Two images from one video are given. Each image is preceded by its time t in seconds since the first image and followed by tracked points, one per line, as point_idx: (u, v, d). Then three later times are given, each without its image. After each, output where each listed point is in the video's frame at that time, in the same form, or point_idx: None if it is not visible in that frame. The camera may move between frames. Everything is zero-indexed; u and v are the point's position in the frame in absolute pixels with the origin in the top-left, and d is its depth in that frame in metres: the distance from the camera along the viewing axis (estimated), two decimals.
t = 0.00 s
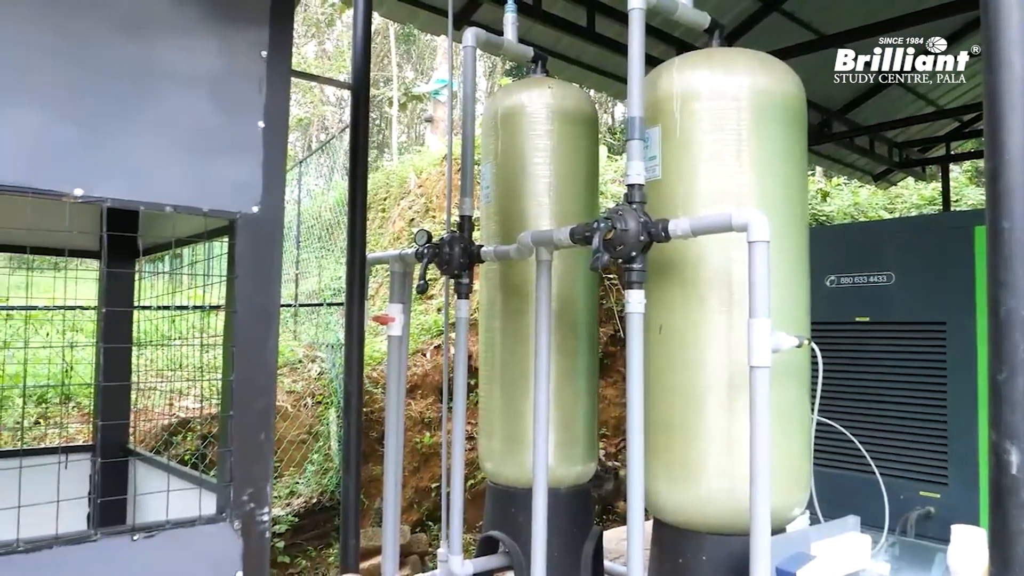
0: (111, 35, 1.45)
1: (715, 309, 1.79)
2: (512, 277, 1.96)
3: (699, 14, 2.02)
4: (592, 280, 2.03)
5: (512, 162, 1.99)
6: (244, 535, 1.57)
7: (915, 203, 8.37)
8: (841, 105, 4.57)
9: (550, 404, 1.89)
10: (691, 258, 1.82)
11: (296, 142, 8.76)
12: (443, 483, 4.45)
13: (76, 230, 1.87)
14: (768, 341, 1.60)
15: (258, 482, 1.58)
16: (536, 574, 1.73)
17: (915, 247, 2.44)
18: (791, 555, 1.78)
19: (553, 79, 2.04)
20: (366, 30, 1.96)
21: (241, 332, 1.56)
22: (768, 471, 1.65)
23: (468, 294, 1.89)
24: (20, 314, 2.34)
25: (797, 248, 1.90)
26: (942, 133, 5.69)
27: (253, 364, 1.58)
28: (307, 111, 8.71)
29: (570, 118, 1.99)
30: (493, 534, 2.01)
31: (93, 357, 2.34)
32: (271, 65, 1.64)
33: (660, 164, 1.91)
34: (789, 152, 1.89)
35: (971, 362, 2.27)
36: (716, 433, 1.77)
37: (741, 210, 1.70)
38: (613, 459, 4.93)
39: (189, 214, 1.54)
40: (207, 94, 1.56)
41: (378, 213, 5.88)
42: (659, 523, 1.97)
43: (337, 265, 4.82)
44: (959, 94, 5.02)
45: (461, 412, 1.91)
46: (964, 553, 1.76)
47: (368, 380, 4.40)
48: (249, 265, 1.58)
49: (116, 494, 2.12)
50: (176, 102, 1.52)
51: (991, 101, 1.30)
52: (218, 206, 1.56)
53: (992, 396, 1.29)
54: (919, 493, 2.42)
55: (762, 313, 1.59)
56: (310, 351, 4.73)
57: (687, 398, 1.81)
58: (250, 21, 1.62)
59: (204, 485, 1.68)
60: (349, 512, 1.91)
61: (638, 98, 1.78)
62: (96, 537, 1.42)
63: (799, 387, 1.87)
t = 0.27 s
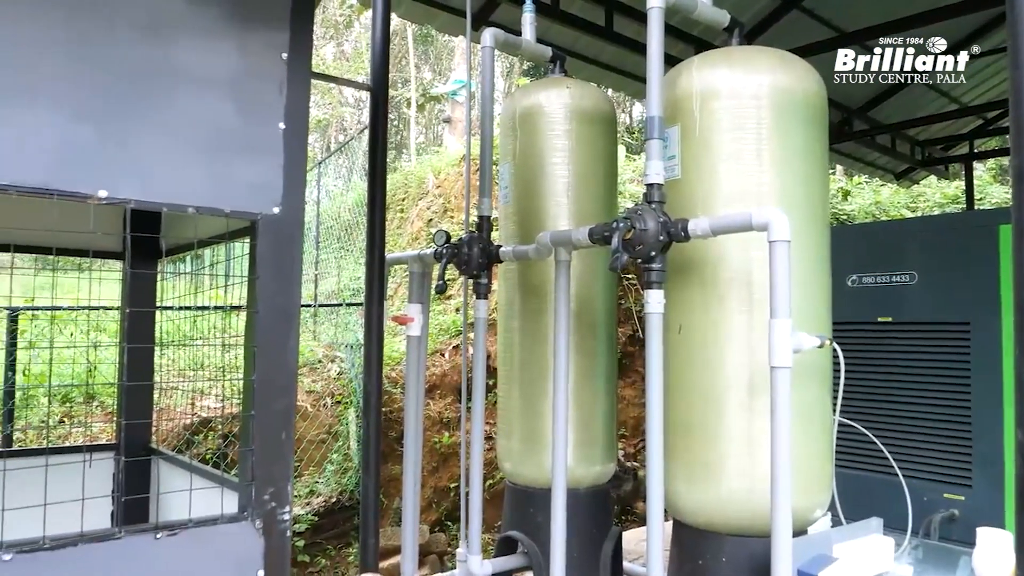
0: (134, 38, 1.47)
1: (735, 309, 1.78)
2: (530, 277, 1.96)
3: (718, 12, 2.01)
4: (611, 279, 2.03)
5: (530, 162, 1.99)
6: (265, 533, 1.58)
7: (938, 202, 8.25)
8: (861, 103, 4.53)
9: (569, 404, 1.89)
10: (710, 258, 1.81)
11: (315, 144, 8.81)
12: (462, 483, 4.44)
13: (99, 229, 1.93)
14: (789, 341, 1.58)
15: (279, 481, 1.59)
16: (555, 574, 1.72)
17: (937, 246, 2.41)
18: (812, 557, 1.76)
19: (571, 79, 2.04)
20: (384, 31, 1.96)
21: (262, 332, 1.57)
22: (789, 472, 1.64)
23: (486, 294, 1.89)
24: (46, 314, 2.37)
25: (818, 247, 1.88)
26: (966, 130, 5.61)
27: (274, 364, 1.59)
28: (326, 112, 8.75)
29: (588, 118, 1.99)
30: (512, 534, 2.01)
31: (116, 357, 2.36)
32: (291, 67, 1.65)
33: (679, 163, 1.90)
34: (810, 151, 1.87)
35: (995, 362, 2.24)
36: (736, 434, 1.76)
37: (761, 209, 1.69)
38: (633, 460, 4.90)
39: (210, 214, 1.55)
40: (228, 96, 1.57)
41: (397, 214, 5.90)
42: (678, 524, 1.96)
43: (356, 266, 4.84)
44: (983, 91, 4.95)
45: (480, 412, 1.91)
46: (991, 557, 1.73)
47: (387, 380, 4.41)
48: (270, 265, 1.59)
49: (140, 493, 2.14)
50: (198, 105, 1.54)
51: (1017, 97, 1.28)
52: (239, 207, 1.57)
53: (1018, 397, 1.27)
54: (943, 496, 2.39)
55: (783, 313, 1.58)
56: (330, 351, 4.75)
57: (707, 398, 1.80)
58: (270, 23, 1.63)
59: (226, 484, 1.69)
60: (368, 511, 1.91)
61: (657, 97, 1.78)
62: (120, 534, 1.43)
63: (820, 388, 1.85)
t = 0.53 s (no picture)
0: (152, 41, 1.48)
1: (752, 309, 1.77)
2: (546, 277, 1.96)
3: (733, 11, 2.00)
4: (626, 279, 2.02)
5: (545, 162, 1.99)
6: (283, 532, 1.59)
7: (956, 200, 8.16)
8: (879, 102, 4.49)
9: (585, 404, 1.89)
10: (726, 258, 1.80)
11: (330, 145, 8.85)
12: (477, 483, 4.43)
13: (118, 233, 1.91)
14: (807, 342, 1.57)
15: (296, 480, 1.60)
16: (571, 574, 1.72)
17: (957, 245, 2.39)
18: (830, 559, 1.75)
19: (586, 79, 2.03)
20: (399, 31, 1.96)
21: (279, 332, 1.58)
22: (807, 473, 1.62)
23: (502, 294, 1.89)
24: (65, 314, 2.39)
25: (836, 247, 1.87)
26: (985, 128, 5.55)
27: (292, 364, 1.59)
28: (341, 113, 8.78)
29: (603, 117, 1.98)
30: (528, 534, 2.01)
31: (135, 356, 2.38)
32: (308, 68, 1.66)
33: (695, 163, 1.90)
34: (827, 149, 1.86)
35: (1016, 363, 2.22)
36: (753, 435, 1.75)
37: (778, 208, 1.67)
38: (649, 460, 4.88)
39: (228, 216, 1.56)
40: (245, 98, 1.58)
41: (412, 214, 5.91)
42: (694, 525, 1.96)
43: (371, 266, 4.85)
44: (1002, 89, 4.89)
45: (496, 413, 1.91)
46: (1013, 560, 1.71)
47: (402, 380, 4.42)
48: (287, 266, 1.60)
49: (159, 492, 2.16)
50: (215, 106, 1.55)
51: None
52: (257, 208, 1.58)
53: None
54: (962, 497, 2.36)
55: (801, 313, 1.57)
56: (345, 351, 4.76)
57: (723, 399, 1.79)
58: (288, 26, 1.64)
59: (243, 483, 1.70)
60: (384, 511, 1.92)
61: (672, 97, 1.77)
62: (140, 533, 1.45)
63: (838, 388, 1.83)
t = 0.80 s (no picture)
0: (171, 44, 1.49)
1: (771, 309, 1.76)
2: (563, 278, 1.96)
3: (752, 9, 1.99)
4: (644, 279, 2.01)
5: (562, 162, 1.99)
6: (302, 532, 1.60)
7: (979, 199, 8.05)
8: (899, 100, 4.44)
9: (602, 405, 1.88)
10: (745, 257, 1.79)
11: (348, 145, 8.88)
12: (494, 483, 4.42)
13: (140, 233, 1.95)
14: (827, 342, 1.56)
15: (315, 480, 1.61)
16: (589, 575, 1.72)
17: (979, 245, 2.36)
18: (851, 561, 1.73)
19: (603, 78, 2.03)
20: (417, 32, 1.97)
21: (299, 332, 1.59)
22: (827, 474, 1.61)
23: (519, 294, 1.89)
24: (87, 315, 2.42)
25: (857, 247, 1.85)
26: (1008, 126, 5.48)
27: (311, 364, 1.60)
28: (358, 114, 8.81)
29: (620, 117, 1.98)
30: (545, 534, 2.01)
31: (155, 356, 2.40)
32: (326, 70, 1.67)
33: (713, 162, 1.88)
34: (847, 148, 1.84)
35: None
36: (772, 436, 1.74)
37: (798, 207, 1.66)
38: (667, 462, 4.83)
39: (248, 216, 1.57)
40: (263, 100, 1.59)
41: (429, 215, 5.92)
42: (713, 526, 1.95)
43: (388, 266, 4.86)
44: None
45: (513, 413, 1.91)
46: None
47: (420, 380, 4.43)
48: (306, 266, 1.60)
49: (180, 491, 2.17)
50: (234, 108, 1.56)
51: None
52: (276, 209, 1.59)
53: None
54: (985, 500, 2.34)
55: (821, 313, 1.55)
56: (363, 350, 4.78)
57: (742, 399, 1.78)
58: (306, 28, 1.65)
59: (263, 482, 1.71)
60: (402, 510, 1.92)
61: (690, 96, 1.76)
62: (161, 531, 1.46)
63: (859, 389, 1.82)
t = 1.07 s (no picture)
0: (188, 46, 1.50)
1: (787, 310, 1.74)
2: (578, 278, 1.95)
3: (767, 7, 1.98)
4: (659, 279, 2.01)
5: (578, 162, 1.99)
6: (318, 531, 1.61)
7: (999, 199, 7.96)
8: (916, 98, 4.41)
9: (618, 405, 1.88)
10: (761, 257, 1.78)
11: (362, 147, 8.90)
12: (509, 483, 4.41)
13: (159, 234, 1.99)
14: (845, 343, 1.55)
15: (331, 479, 1.61)
16: None
17: (998, 245, 2.33)
18: (870, 563, 1.72)
19: (618, 78, 2.03)
20: (431, 32, 1.97)
21: (314, 332, 1.59)
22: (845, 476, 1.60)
23: (534, 294, 1.89)
24: (105, 315, 2.43)
25: (875, 246, 1.84)
26: None
27: (327, 364, 1.61)
28: (372, 115, 8.82)
29: (635, 117, 1.97)
30: (560, 534, 2.00)
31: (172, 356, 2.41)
32: (342, 71, 1.68)
33: (729, 162, 1.88)
34: (864, 147, 1.83)
35: None
36: (789, 437, 1.73)
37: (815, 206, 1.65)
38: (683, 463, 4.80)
39: (265, 217, 1.58)
40: (280, 101, 1.60)
41: (443, 215, 5.93)
42: (729, 527, 1.94)
43: (403, 266, 4.86)
44: None
45: (528, 413, 1.91)
46: None
47: (435, 380, 4.44)
48: (322, 266, 1.61)
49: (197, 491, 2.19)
50: (251, 109, 1.57)
51: None
52: (292, 210, 1.60)
53: None
54: (1005, 502, 2.31)
55: (838, 313, 1.54)
56: (378, 350, 4.78)
57: (758, 400, 1.77)
58: (322, 29, 1.66)
59: (280, 482, 1.72)
60: (417, 510, 1.92)
61: (706, 95, 1.75)
62: (178, 530, 1.47)
63: (877, 390, 1.80)
